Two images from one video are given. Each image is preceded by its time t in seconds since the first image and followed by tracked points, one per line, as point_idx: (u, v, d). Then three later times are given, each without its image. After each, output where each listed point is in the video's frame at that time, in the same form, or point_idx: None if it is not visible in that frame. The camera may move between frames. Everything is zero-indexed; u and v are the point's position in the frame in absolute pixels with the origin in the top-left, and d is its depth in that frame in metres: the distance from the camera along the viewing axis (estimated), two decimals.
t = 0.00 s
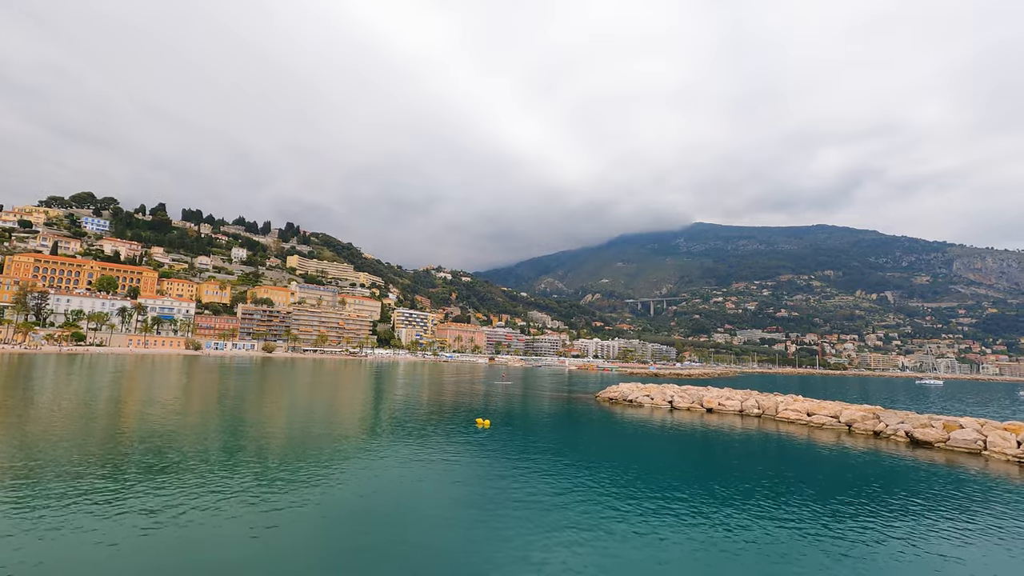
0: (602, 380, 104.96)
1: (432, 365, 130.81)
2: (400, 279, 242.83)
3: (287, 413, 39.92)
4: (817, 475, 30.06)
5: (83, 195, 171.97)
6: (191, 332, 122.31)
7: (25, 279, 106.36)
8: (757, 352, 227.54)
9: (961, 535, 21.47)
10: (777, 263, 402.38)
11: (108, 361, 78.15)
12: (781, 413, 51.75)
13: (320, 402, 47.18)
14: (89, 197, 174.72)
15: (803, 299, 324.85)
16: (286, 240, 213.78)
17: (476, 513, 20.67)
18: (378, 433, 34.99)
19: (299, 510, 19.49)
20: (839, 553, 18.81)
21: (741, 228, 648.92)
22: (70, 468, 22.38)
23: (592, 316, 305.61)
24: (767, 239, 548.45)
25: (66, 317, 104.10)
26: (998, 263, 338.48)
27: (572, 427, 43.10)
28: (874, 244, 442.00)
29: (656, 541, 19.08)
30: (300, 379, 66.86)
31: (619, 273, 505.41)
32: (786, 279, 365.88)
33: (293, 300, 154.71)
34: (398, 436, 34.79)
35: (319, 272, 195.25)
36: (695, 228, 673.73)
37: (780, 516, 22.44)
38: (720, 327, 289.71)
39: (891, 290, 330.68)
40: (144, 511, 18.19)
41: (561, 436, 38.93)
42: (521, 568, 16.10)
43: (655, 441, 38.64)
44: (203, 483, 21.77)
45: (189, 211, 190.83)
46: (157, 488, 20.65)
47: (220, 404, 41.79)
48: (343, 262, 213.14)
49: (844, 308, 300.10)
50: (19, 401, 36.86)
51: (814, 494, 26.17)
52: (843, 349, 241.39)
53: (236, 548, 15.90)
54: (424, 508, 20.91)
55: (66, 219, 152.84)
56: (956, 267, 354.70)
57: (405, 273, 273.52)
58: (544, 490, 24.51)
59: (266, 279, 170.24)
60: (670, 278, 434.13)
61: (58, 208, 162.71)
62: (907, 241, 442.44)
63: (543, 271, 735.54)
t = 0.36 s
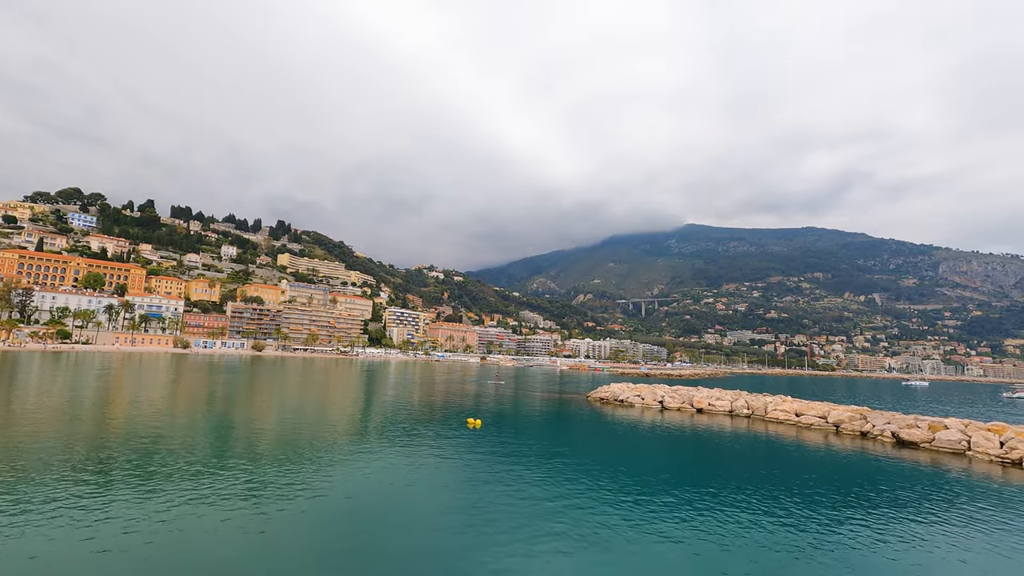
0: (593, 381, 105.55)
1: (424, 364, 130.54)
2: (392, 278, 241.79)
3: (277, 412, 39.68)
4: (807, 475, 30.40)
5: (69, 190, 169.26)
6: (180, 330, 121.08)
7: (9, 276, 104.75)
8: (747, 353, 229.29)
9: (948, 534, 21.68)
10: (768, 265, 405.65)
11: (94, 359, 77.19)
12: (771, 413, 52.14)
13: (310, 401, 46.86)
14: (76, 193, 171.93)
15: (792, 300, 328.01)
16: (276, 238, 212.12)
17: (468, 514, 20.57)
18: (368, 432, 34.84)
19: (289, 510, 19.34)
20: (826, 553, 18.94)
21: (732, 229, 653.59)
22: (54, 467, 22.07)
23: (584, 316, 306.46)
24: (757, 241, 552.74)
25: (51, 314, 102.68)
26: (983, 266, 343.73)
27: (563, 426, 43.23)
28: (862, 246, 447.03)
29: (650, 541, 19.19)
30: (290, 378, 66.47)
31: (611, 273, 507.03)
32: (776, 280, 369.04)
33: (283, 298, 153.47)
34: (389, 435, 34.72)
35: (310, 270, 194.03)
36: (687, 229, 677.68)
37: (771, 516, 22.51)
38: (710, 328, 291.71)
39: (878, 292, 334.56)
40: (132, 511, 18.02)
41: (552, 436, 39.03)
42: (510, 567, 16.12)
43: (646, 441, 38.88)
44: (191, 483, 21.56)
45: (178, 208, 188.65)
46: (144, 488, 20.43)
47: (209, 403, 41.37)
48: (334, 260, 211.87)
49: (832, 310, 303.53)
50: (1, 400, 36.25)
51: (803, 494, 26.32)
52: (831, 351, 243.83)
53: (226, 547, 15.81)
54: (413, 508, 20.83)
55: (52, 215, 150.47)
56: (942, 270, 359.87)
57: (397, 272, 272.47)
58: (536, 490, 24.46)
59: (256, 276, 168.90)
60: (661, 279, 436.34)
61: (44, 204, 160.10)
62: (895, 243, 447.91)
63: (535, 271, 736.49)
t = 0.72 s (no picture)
0: (591, 382, 105.73)
1: (421, 365, 130.46)
2: (390, 279, 241.45)
3: (274, 412, 39.68)
4: (803, 476, 30.58)
5: (65, 189, 168.63)
6: (176, 330, 120.67)
7: (4, 275, 104.24)
8: (744, 355, 229.84)
9: (941, 536, 21.86)
10: (764, 267, 406.99)
11: (90, 359, 76.93)
12: (767, 415, 52.26)
13: (307, 402, 46.77)
14: (72, 192, 171.32)
15: (789, 302, 329.02)
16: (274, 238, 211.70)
17: (465, 514, 20.60)
18: (364, 433, 34.80)
19: (285, 511, 19.34)
20: (820, 553, 19.09)
21: (729, 232, 655.27)
22: (50, 468, 22.01)
23: (582, 317, 306.75)
24: (754, 243, 554.59)
25: (47, 313, 102.22)
26: (978, 269, 345.71)
27: (560, 428, 43.25)
28: (858, 249, 448.72)
29: (647, 542, 19.24)
30: (287, 378, 66.35)
31: (608, 275, 507.67)
32: (773, 282, 370.16)
33: (280, 298, 153.15)
34: (385, 435, 34.80)
35: (308, 270, 193.69)
36: (684, 231, 679.37)
37: (765, 517, 22.66)
38: (708, 329, 292.45)
39: (874, 294, 335.85)
40: (128, 510, 18.02)
41: (548, 437, 39.09)
42: (507, 568, 16.17)
43: (642, 442, 39.02)
44: (187, 482, 21.56)
45: (175, 208, 188.11)
46: (140, 488, 20.41)
47: (205, 404, 41.22)
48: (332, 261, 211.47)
49: (828, 312, 304.65)
50: None
51: (798, 496, 26.44)
52: (828, 352, 244.72)
53: (223, 546, 15.83)
54: (408, 509, 20.84)
55: (48, 214, 149.82)
56: (938, 273, 361.38)
57: (395, 272, 272.28)
58: (533, 491, 24.49)
59: (253, 277, 168.46)
60: (659, 281, 437.11)
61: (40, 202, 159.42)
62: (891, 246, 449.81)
63: (533, 272, 736.98)
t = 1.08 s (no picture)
0: (586, 380, 105.77)
1: (417, 362, 130.30)
2: (385, 276, 240.81)
3: (268, 410, 39.52)
4: (799, 474, 30.65)
5: (58, 184, 167.09)
6: (170, 327, 119.95)
7: None
8: (739, 353, 230.64)
9: (938, 534, 21.91)
10: (760, 266, 408.20)
11: (82, 355, 76.26)
12: (762, 414, 52.49)
13: (302, 399, 46.54)
14: (65, 187, 169.86)
15: (784, 302, 330.35)
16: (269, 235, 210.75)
17: (463, 513, 20.50)
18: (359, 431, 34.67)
19: (281, 509, 19.19)
20: (818, 552, 19.10)
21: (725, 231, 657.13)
22: (42, 465, 21.74)
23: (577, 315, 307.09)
24: (750, 242, 556.28)
25: (39, 310, 101.32)
26: (971, 269, 347.79)
27: (556, 426, 43.28)
28: (853, 248, 450.97)
29: (644, 541, 19.20)
30: (281, 375, 65.86)
31: (604, 273, 508.03)
32: (768, 282, 371.56)
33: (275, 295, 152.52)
34: (381, 433, 34.73)
35: (303, 267, 192.94)
36: (680, 230, 680.63)
37: (762, 515, 22.68)
38: (703, 328, 293.30)
39: (868, 294, 337.64)
40: (121, 509, 17.81)
41: (544, 435, 39.12)
42: (507, 567, 16.07)
43: (638, 440, 39.10)
44: (182, 480, 21.37)
45: (169, 204, 186.83)
46: (134, 486, 20.18)
47: (199, 401, 40.94)
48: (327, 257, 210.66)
49: (823, 311, 306.15)
50: None
51: (795, 494, 26.43)
52: (822, 351, 245.99)
53: (219, 545, 15.68)
54: (406, 507, 20.73)
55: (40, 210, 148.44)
56: (931, 273, 363.62)
57: (390, 270, 271.64)
58: (530, 489, 24.40)
59: (248, 273, 167.62)
60: (655, 279, 437.83)
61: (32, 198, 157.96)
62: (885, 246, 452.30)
63: (529, 271, 736.81)
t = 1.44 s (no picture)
0: (586, 381, 105.81)
1: (416, 365, 130.22)
2: (385, 278, 240.74)
3: (268, 412, 39.70)
4: (799, 475, 30.67)
5: (56, 188, 167.06)
6: (169, 330, 119.90)
7: None
8: (739, 354, 230.72)
9: (939, 534, 21.88)
10: (759, 266, 408.40)
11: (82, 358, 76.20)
12: (762, 414, 52.48)
13: (301, 402, 46.54)
14: (63, 190, 169.84)
15: (783, 302, 330.49)
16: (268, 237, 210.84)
17: (463, 515, 20.50)
18: (359, 433, 34.75)
19: (282, 511, 19.24)
20: (819, 553, 19.08)
21: (724, 231, 657.54)
22: (44, 468, 21.84)
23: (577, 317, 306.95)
24: (749, 243, 556.81)
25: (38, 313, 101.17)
26: (970, 269, 348.03)
27: (556, 427, 43.26)
28: (852, 248, 451.30)
29: (643, 542, 19.16)
30: (280, 378, 65.88)
31: (604, 274, 508.10)
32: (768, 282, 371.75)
33: (274, 298, 152.50)
34: (381, 435, 34.81)
35: (303, 270, 192.94)
36: (679, 231, 680.98)
37: (762, 516, 22.69)
38: (703, 329, 293.39)
39: (867, 294, 337.81)
40: (122, 511, 17.88)
41: (544, 436, 39.17)
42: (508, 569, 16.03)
43: (638, 441, 39.16)
44: (183, 482, 21.49)
45: (168, 207, 186.85)
46: (136, 488, 20.29)
47: (199, 404, 40.92)
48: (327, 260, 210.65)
49: (822, 312, 306.38)
50: None
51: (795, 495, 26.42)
52: (821, 352, 246.10)
53: (219, 548, 15.72)
54: (408, 509, 20.73)
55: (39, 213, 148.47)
56: (930, 272, 363.65)
57: (390, 272, 271.57)
58: (530, 491, 24.36)
59: (247, 276, 167.56)
60: (654, 280, 438.00)
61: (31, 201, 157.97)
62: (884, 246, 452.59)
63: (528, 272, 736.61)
